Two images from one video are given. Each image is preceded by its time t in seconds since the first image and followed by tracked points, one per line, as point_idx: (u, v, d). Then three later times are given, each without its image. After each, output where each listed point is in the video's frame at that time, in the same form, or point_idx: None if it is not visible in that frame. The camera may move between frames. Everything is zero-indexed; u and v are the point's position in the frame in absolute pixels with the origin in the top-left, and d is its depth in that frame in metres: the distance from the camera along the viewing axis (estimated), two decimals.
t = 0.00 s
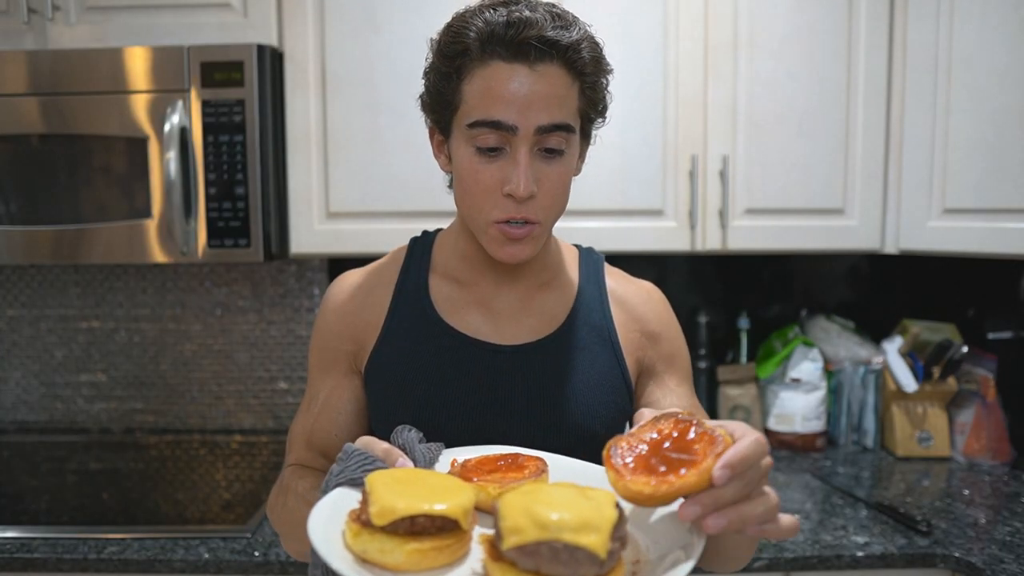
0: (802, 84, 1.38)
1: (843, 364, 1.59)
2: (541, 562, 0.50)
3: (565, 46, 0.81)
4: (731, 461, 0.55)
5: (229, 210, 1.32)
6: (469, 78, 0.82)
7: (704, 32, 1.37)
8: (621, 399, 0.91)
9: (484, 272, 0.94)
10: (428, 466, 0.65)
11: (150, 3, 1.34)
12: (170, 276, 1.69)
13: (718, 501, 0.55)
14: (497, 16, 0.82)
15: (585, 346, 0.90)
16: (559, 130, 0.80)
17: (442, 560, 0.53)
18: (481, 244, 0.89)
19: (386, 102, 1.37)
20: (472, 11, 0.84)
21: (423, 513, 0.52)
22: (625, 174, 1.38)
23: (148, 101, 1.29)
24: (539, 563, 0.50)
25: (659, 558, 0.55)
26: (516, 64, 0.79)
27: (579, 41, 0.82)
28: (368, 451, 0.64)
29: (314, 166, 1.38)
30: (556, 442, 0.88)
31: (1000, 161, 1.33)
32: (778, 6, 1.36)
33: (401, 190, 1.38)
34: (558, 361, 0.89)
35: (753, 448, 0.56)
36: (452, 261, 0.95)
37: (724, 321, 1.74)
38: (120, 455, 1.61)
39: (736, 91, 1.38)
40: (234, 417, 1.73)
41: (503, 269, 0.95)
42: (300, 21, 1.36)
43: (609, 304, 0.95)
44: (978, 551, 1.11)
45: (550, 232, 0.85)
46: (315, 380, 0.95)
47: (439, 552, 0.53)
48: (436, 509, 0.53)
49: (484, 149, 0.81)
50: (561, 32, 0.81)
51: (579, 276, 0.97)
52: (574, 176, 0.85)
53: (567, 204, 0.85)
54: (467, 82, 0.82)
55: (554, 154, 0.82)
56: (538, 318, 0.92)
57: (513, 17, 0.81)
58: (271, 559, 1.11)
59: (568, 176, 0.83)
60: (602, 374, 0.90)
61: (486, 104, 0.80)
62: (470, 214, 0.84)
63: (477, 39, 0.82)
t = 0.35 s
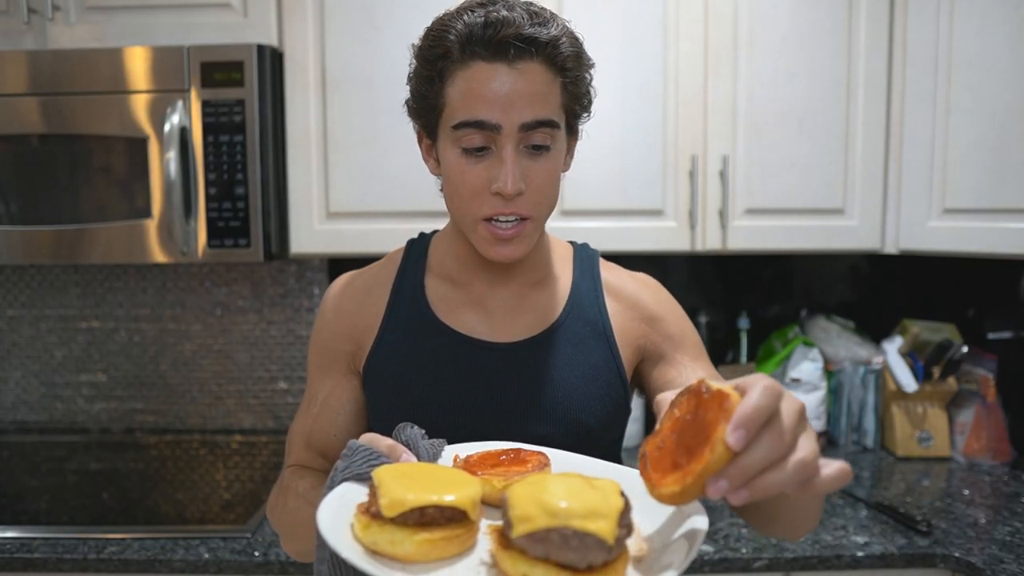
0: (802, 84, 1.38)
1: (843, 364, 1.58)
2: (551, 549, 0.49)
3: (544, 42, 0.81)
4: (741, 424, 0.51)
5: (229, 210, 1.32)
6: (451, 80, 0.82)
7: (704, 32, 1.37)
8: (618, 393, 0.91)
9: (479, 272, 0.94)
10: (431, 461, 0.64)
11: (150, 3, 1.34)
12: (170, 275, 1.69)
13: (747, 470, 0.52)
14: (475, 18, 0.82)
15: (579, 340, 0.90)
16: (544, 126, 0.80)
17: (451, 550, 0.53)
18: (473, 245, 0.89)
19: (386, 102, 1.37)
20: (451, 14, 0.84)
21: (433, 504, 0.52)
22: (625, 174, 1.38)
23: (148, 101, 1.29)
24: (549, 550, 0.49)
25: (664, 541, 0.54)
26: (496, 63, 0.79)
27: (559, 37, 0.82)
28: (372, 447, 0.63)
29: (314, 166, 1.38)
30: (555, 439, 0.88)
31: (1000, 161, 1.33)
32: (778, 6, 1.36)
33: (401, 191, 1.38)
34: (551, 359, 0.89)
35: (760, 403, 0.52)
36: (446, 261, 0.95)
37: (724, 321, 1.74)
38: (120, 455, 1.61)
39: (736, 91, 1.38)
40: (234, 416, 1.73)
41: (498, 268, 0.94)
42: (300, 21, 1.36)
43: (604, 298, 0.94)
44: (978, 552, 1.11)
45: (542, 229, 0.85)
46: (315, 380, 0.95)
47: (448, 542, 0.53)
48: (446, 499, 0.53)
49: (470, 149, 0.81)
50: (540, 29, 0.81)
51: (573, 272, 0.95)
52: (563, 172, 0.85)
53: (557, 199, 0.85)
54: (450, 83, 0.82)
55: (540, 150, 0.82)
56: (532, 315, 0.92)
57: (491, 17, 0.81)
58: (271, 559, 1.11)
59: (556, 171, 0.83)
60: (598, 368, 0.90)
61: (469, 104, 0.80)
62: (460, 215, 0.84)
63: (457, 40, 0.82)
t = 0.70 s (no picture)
0: (802, 84, 1.38)
1: (843, 364, 1.56)
2: (550, 544, 0.49)
3: (533, 44, 0.81)
4: (664, 384, 0.47)
5: (229, 210, 1.32)
6: (443, 84, 0.82)
7: (704, 31, 1.37)
8: (615, 389, 0.91)
9: (478, 271, 0.94)
10: (434, 458, 0.64)
11: (150, 3, 1.34)
12: (170, 275, 1.69)
13: (701, 424, 0.48)
14: (464, 22, 0.82)
15: (576, 335, 0.90)
16: (536, 127, 0.80)
17: (453, 546, 0.52)
18: (471, 246, 0.89)
19: (386, 102, 1.37)
20: (441, 19, 0.84)
21: (434, 501, 0.52)
22: (625, 175, 1.38)
23: (148, 102, 1.29)
24: (548, 545, 0.49)
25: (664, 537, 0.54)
26: (486, 67, 0.79)
27: (548, 39, 0.82)
28: (376, 444, 0.63)
29: (314, 166, 1.38)
30: (554, 435, 0.88)
31: (1000, 160, 1.33)
32: (778, 7, 1.36)
33: (401, 192, 1.38)
34: (549, 355, 0.89)
35: (673, 353, 0.48)
36: (445, 262, 0.95)
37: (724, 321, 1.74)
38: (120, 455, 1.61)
39: (736, 91, 1.38)
40: (234, 416, 1.73)
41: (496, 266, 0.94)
42: (300, 22, 1.36)
43: (602, 294, 0.93)
44: (978, 552, 1.11)
45: (537, 229, 0.85)
46: (315, 380, 0.95)
47: (450, 539, 0.52)
48: (446, 495, 0.53)
49: (463, 152, 0.81)
50: (528, 31, 0.81)
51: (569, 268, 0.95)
52: (557, 172, 0.85)
53: (552, 199, 0.84)
54: (442, 88, 0.82)
55: (534, 151, 0.81)
56: (531, 312, 0.92)
57: (480, 21, 0.81)
58: (271, 559, 1.11)
59: (550, 171, 0.82)
60: (595, 363, 0.89)
61: (461, 108, 0.80)
62: (456, 217, 0.84)
63: (448, 45, 0.82)
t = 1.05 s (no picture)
0: (802, 84, 1.38)
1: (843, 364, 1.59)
2: (567, 533, 0.48)
3: (531, 47, 0.81)
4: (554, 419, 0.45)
5: (228, 210, 1.32)
6: (441, 86, 0.82)
7: (704, 32, 1.37)
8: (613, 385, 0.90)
9: (477, 270, 0.93)
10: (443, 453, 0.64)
11: (151, 3, 1.34)
12: (170, 275, 1.69)
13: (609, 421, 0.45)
14: (462, 24, 0.82)
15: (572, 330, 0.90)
16: (534, 129, 0.80)
17: (470, 538, 0.52)
18: (470, 246, 0.89)
19: (386, 102, 1.37)
20: (440, 20, 0.84)
21: (451, 494, 0.52)
22: (625, 175, 1.38)
23: (148, 101, 1.29)
24: (565, 534, 0.48)
25: (673, 525, 0.52)
26: (484, 69, 0.79)
27: (546, 41, 0.82)
28: (385, 440, 0.64)
29: (314, 166, 1.38)
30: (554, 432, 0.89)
31: (1000, 161, 1.33)
32: (779, 7, 1.36)
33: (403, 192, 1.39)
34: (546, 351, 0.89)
35: (546, 383, 0.45)
36: (444, 261, 0.95)
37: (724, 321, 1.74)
38: (120, 455, 1.61)
39: (737, 91, 1.38)
40: (234, 417, 1.73)
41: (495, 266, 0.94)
42: (300, 22, 1.36)
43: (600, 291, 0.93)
44: (978, 552, 1.11)
45: (536, 229, 0.85)
46: (318, 380, 0.95)
47: (467, 530, 0.52)
48: (463, 488, 0.52)
49: (462, 153, 0.81)
50: (526, 34, 0.81)
51: (564, 262, 0.95)
52: (555, 172, 0.85)
53: (551, 199, 0.85)
54: (440, 89, 0.82)
55: (531, 152, 0.81)
56: (529, 311, 0.92)
57: (478, 23, 0.81)
58: (270, 559, 1.11)
59: (547, 172, 0.82)
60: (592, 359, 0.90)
61: (459, 110, 0.80)
62: (455, 217, 0.84)
63: (446, 47, 0.82)
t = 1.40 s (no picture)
0: (802, 84, 1.38)
1: (843, 364, 1.60)
2: (562, 527, 0.47)
3: (515, 49, 0.80)
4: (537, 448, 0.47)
5: (229, 210, 1.32)
6: (428, 92, 0.82)
7: (704, 32, 1.37)
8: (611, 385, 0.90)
9: (473, 270, 0.93)
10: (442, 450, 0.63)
11: (151, 3, 1.34)
12: (170, 275, 1.69)
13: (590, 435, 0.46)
14: (445, 29, 0.82)
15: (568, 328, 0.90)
16: (521, 131, 0.80)
17: (467, 533, 0.52)
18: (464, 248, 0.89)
19: (387, 102, 1.37)
20: (424, 27, 0.84)
21: (448, 489, 0.52)
22: (625, 175, 1.38)
23: (148, 101, 1.29)
24: (560, 528, 0.47)
25: (668, 518, 0.52)
26: (469, 74, 0.79)
27: (531, 42, 0.82)
28: (386, 439, 0.64)
29: (314, 166, 1.38)
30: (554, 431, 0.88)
31: (999, 161, 1.34)
32: (778, 7, 1.36)
33: (404, 192, 1.39)
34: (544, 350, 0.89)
35: (524, 416, 0.47)
36: (442, 262, 0.95)
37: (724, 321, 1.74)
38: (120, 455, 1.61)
39: (736, 91, 1.38)
40: (234, 416, 1.73)
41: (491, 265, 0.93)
42: (300, 22, 1.35)
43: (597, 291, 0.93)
44: (978, 552, 1.11)
45: (529, 229, 0.85)
46: (319, 380, 0.95)
47: (463, 526, 0.52)
48: (459, 484, 0.52)
49: (451, 158, 0.81)
50: (509, 36, 0.81)
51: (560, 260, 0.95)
52: (546, 172, 0.84)
53: (542, 199, 0.84)
54: (428, 95, 0.82)
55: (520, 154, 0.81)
56: (525, 310, 0.91)
57: (461, 28, 0.81)
58: (271, 559, 1.11)
59: (537, 173, 0.82)
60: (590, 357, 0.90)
61: (446, 115, 0.80)
62: (449, 221, 0.84)
63: (431, 53, 0.82)
